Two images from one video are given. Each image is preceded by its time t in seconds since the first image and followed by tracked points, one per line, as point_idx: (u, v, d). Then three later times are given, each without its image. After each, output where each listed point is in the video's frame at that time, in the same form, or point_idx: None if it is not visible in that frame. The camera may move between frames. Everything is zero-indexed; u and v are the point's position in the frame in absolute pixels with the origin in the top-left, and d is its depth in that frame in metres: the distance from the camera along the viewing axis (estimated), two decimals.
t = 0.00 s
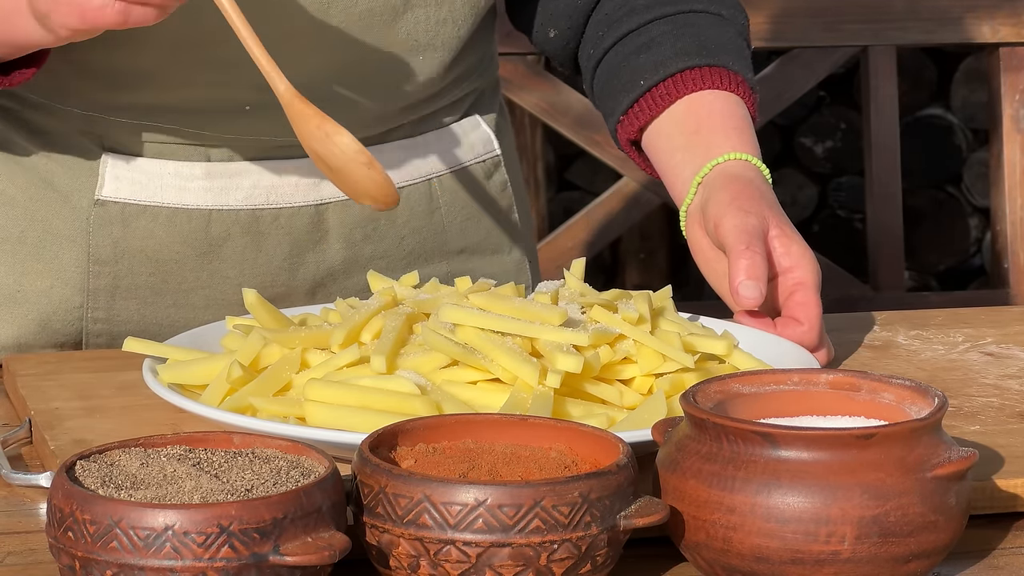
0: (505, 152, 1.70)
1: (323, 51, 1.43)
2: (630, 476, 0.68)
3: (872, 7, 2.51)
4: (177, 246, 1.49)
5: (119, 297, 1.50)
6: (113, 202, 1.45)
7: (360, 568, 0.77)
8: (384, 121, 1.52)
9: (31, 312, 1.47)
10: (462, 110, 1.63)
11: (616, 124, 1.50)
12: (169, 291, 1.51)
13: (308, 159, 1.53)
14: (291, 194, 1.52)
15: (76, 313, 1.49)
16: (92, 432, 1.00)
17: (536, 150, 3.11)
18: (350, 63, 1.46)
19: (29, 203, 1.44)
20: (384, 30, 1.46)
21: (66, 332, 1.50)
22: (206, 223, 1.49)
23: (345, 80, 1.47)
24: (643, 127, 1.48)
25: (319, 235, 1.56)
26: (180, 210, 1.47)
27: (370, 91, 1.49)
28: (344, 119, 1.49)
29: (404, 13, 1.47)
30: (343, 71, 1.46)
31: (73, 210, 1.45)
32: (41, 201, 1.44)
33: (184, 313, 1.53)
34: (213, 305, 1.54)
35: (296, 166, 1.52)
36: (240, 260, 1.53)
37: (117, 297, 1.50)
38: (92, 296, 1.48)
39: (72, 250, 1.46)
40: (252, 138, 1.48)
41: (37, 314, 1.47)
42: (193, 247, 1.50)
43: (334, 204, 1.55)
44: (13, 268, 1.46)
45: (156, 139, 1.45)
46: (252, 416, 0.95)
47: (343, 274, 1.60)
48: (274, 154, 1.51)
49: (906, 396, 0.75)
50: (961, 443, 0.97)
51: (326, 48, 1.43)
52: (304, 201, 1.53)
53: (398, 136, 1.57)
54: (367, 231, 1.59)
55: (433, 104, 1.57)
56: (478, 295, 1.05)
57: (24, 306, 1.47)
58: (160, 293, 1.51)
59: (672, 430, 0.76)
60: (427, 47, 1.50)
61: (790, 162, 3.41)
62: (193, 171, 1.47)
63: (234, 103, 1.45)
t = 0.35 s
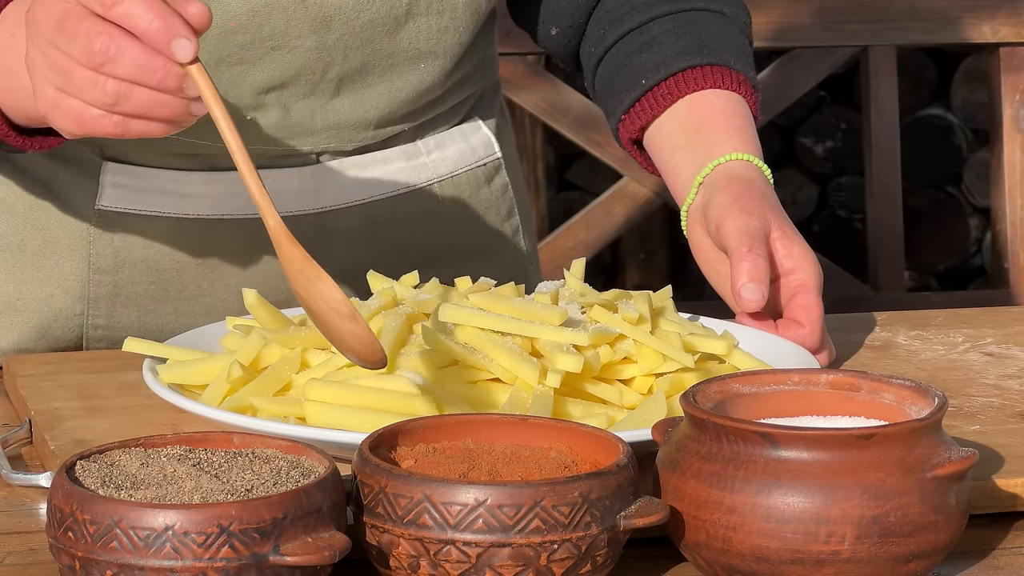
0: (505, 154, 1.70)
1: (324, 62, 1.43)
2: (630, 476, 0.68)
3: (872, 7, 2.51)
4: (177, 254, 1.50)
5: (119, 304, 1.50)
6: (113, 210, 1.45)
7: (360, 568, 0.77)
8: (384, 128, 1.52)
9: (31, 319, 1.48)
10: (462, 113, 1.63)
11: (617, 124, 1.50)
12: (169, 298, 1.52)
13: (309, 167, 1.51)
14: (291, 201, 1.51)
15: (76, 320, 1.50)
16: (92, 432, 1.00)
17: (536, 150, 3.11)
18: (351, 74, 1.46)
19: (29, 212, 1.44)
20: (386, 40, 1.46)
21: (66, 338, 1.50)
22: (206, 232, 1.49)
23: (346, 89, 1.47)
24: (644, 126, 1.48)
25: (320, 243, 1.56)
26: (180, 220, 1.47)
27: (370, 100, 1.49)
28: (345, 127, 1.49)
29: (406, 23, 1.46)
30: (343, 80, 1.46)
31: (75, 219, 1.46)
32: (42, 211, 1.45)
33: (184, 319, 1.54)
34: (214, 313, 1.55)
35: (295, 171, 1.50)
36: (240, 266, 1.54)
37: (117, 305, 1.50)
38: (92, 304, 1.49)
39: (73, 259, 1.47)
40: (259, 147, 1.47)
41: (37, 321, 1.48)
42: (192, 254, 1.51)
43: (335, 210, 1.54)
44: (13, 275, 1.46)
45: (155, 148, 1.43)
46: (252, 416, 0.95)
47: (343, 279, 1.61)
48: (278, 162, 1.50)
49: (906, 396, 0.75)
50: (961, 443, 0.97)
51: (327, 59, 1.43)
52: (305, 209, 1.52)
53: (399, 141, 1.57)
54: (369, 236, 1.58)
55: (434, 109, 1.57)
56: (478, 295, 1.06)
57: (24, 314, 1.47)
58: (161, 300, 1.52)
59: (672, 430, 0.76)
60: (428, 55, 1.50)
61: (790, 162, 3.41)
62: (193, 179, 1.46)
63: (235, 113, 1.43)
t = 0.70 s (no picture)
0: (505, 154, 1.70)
1: (326, 67, 1.44)
2: (630, 476, 0.68)
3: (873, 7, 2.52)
4: (177, 255, 1.50)
5: (119, 305, 1.51)
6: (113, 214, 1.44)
7: (361, 568, 0.77)
8: (385, 130, 1.52)
9: (31, 320, 1.48)
10: (462, 113, 1.63)
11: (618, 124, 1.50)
12: (169, 299, 1.52)
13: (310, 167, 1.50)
14: (291, 202, 1.51)
15: (76, 320, 1.50)
16: (92, 432, 1.00)
17: (536, 150, 3.11)
18: (353, 77, 1.47)
19: (29, 213, 1.45)
20: (387, 43, 1.46)
21: (67, 338, 1.51)
22: (206, 232, 1.49)
23: (347, 92, 1.48)
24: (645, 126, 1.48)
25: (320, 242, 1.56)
26: (180, 221, 1.47)
27: (372, 103, 1.49)
28: (346, 128, 1.49)
29: (408, 27, 1.46)
30: (345, 84, 1.47)
31: (74, 221, 1.45)
32: (41, 212, 1.45)
33: (184, 319, 1.54)
34: (213, 313, 1.55)
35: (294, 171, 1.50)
36: (240, 267, 1.53)
37: (117, 305, 1.51)
38: (92, 304, 1.49)
39: (72, 261, 1.47)
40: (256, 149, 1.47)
41: (36, 322, 1.48)
42: (192, 255, 1.50)
43: (335, 210, 1.54)
44: (13, 277, 1.47)
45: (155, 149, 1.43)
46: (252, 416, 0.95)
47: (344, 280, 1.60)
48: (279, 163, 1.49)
49: (906, 395, 0.75)
50: (961, 443, 0.97)
51: (329, 63, 1.44)
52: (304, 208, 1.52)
53: (398, 142, 1.57)
54: (369, 236, 1.58)
55: (434, 109, 1.57)
56: (479, 295, 1.06)
57: (24, 315, 1.48)
58: (161, 301, 1.52)
59: (672, 430, 0.76)
60: (430, 57, 1.50)
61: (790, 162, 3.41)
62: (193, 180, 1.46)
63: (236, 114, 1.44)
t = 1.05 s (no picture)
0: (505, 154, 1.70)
1: (327, 69, 1.44)
2: (630, 476, 0.68)
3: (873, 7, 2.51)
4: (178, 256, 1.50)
5: (119, 305, 1.50)
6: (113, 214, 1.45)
7: (361, 568, 0.77)
8: (386, 131, 1.52)
9: (32, 321, 1.49)
10: (462, 114, 1.63)
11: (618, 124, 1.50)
12: (169, 300, 1.52)
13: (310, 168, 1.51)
14: (291, 202, 1.51)
15: (76, 320, 1.50)
16: (92, 432, 1.00)
17: (536, 150, 3.11)
18: (353, 78, 1.47)
19: (29, 215, 1.45)
20: (388, 45, 1.46)
21: (67, 338, 1.51)
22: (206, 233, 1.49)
23: (348, 93, 1.48)
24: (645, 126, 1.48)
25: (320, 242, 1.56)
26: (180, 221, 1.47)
27: (374, 104, 1.49)
28: (346, 129, 1.49)
29: (408, 28, 1.46)
30: (346, 85, 1.47)
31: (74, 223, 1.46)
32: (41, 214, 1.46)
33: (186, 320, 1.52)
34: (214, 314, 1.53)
35: (295, 172, 1.50)
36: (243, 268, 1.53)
37: (117, 306, 1.50)
38: (92, 305, 1.49)
39: (72, 262, 1.47)
40: (253, 150, 1.47)
41: (36, 323, 1.49)
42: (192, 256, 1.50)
43: (335, 210, 1.54)
44: (13, 278, 1.48)
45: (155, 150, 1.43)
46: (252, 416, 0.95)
47: (343, 282, 1.60)
48: (276, 163, 1.50)
49: (906, 396, 0.75)
50: (961, 443, 0.97)
51: (330, 65, 1.44)
52: (304, 209, 1.52)
53: (398, 143, 1.57)
54: (369, 236, 1.58)
55: (434, 110, 1.57)
56: (478, 295, 1.05)
57: (24, 316, 1.49)
58: (161, 302, 1.51)
59: (672, 430, 0.76)
60: (431, 57, 1.50)
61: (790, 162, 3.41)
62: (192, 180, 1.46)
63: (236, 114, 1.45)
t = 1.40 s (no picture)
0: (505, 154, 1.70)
1: (326, 66, 1.44)
2: (630, 476, 0.68)
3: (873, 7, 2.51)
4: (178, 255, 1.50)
5: (119, 305, 1.51)
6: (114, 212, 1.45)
7: (361, 568, 0.77)
8: (386, 130, 1.52)
9: (32, 320, 1.49)
10: (462, 114, 1.63)
11: (619, 123, 1.50)
12: (169, 299, 1.52)
13: (310, 168, 1.51)
14: (291, 202, 1.51)
15: (76, 320, 1.50)
16: (92, 432, 1.00)
17: (536, 150, 3.11)
18: (353, 76, 1.47)
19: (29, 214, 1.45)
20: (387, 42, 1.46)
21: (67, 338, 1.51)
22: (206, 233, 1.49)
23: (348, 92, 1.48)
24: (646, 125, 1.48)
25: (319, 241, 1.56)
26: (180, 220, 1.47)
27: (374, 103, 1.49)
28: (346, 128, 1.49)
29: (408, 25, 1.47)
30: (346, 83, 1.47)
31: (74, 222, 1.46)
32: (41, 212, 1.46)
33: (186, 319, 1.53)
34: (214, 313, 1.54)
35: (294, 171, 1.50)
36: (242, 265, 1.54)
37: (117, 305, 1.50)
38: (92, 304, 1.49)
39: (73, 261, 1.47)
40: (254, 149, 1.47)
41: (36, 322, 1.49)
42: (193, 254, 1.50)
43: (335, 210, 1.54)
44: (13, 277, 1.48)
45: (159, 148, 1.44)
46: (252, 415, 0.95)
47: (343, 283, 1.60)
48: (274, 163, 1.50)
49: (906, 396, 0.74)
50: (961, 443, 0.97)
51: (329, 62, 1.44)
52: (305, 209, 1.52)
53: (398, 143, 1.57)
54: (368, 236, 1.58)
55: (434, 109, 1.57)
56: (478, 295, 1.05)
57: (24, 315, 1.49)
58: (161, 302, 1.51)
59: (672, 430, 0.76)
60: (430, 55, 1.50)
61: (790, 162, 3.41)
62: (192, 179, 1.46)
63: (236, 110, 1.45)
